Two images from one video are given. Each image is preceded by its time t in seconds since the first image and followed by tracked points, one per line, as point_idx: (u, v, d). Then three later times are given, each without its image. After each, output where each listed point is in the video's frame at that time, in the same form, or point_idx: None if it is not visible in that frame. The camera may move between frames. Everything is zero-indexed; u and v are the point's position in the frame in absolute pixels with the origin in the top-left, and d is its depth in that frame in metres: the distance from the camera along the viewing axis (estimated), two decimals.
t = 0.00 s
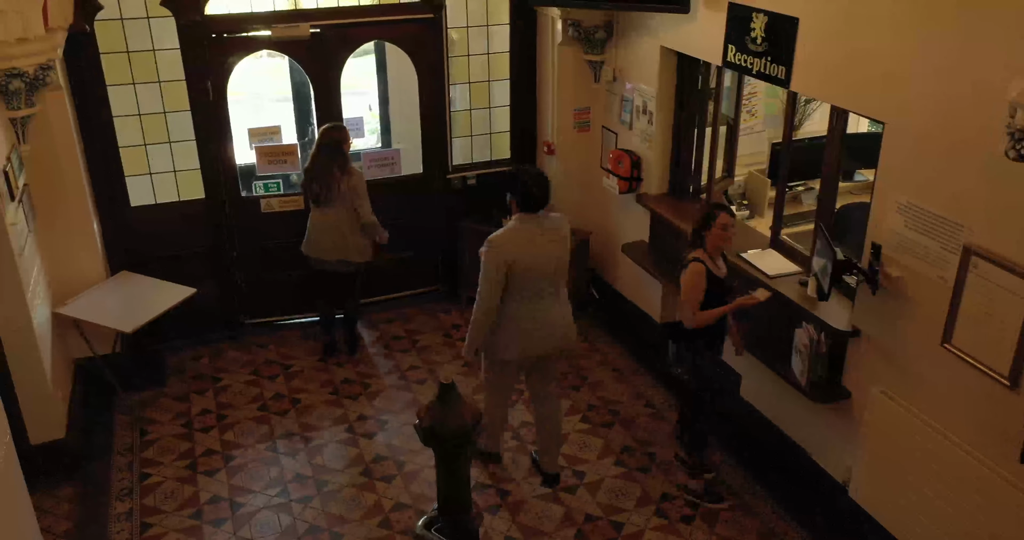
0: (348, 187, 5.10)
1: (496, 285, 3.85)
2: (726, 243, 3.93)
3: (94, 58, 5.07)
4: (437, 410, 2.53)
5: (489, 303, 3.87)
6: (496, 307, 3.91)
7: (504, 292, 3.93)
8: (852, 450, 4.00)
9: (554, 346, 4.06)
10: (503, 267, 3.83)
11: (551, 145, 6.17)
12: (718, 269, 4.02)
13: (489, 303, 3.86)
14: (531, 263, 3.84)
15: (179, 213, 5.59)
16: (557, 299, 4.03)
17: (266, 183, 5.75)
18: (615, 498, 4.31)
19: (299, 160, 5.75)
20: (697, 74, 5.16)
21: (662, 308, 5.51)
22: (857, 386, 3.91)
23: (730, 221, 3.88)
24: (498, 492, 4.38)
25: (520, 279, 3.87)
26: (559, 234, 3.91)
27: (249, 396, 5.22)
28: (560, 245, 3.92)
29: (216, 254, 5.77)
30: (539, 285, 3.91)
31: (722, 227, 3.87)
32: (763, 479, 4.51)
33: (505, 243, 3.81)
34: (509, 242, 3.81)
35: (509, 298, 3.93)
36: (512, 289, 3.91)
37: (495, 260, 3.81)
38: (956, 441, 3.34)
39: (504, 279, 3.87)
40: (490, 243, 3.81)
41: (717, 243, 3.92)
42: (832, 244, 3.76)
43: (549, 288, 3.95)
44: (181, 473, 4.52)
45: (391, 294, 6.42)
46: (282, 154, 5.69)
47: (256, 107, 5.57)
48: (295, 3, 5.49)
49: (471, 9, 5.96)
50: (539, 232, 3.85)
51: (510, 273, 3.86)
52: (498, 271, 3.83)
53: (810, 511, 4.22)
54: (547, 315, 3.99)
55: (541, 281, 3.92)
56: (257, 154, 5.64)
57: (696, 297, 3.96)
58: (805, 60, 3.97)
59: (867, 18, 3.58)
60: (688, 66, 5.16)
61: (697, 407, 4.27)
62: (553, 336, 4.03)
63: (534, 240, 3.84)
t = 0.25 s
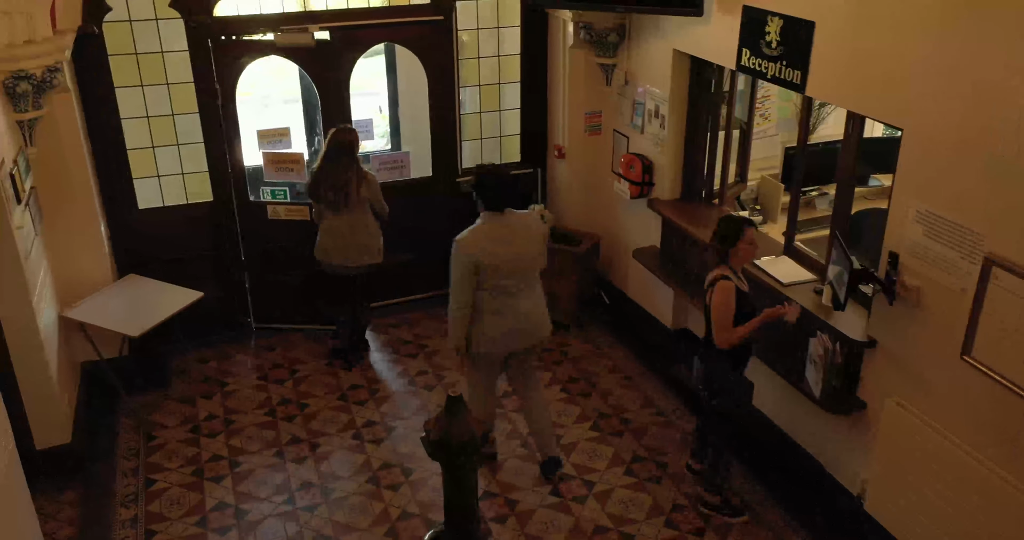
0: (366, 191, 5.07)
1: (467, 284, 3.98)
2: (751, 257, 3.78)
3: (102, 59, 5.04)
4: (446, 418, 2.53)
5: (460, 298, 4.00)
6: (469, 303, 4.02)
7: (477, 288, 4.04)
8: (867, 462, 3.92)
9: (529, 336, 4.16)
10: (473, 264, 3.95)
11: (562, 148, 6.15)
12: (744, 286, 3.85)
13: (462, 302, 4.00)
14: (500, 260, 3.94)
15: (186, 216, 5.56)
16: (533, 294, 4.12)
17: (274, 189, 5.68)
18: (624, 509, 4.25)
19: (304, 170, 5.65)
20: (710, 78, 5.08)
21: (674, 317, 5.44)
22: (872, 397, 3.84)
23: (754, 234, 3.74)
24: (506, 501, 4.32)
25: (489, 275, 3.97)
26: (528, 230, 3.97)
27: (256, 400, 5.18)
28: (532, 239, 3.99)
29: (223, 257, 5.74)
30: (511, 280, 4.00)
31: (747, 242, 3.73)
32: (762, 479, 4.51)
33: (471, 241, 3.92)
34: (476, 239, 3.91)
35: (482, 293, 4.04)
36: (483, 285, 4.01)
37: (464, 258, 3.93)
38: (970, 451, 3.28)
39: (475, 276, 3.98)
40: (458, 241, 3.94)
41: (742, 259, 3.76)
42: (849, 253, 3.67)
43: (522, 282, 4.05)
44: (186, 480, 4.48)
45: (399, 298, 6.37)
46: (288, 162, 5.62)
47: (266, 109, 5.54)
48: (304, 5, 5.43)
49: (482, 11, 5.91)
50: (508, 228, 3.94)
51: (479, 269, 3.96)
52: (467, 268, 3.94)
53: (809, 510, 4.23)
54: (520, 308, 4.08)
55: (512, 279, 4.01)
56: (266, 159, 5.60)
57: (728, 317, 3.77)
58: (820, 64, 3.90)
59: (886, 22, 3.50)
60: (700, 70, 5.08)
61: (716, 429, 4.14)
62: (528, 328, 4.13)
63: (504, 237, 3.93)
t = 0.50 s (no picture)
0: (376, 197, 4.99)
1: (439, 275, 4.14)
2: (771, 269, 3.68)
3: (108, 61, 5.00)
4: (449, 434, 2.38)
5: (433, 292, 4.19)
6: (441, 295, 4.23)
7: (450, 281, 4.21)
8: (884, 477, 3.82)
9: (504, 328, 4.32)
10: (446, 260, 4.11)
11: (572, 152, 6.05)
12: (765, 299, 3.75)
13: (433, 291, 4.18)
14: (471, 257, 4.10)
15: (192, 219, 5.51)
16: (507, 288, 4.27)
17: (276, 198, 5.51)
18: (634, 521, 4.17)
19: (300, 180, 5.45)
20: (723, 81, 5.00)
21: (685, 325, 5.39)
22: (890, 410, 3.74)
23: (774, 245, 3.63)
24: (514, 513, 4.24)
25: (462, 271, 4.14)
26: (505, 227, 4.13)
27: (261, 406, 5.12)
28: (506, 236, 4.13)
29: (230, 261, 5.69)
30: (483, 275, 4.17)
31: (766, 253, 3.62)
32: (762, 478, 4.49)
33: (444, 239, 4.07)
34: (450, 237, 4.07)
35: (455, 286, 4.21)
36: (456, 280, 4.18)
37: (437, 254, 4.10)
38: (988, 467, 3.19)
39: (448, 272, 4.15)
40: (432, 239, 4.11)
41: (762, 270, 3.66)
42: (866, 262, 3.60)
43: (496, 277, 4.21)
44: (190, 487, 4.43)
45: (408, 302, 6.31)
46: (286, 173, 5.42)
47: (275, 109, 5.41)
48: (313, 6, 5.36)
49: (492, 13, 5.84)
50: (482, 225, 4.08)
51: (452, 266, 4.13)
52: (440, 264, 4.11)
53: (807, 506, 4.23)
54: (493, 301, 4.24)
55: (484, 273, 4.16)
56: (269, 164, 5.45)
57: (749, 331, 3.66)
58: (838, 69, 3.80)
59: (906, 27, 3.40)
60: (713, 73, 5.00)
61: (733, 446, 4.03)
62: (502, 321, 4.29)
63: (476, 234, 4.08)
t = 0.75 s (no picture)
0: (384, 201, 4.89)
1: (427, 275, 4.00)
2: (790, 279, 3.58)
3: (111, 62, 4.93)
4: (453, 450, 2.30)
5: (418, 291, 4.05)
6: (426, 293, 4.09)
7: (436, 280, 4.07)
8: (902, 493, 3.71)
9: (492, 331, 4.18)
10: (431, 260, 3.97)
11: (582, 155, 5.96)
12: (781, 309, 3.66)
13: (418, 290, 4.04)
14: (458, 256, 3.95)
15: (197, 222, 5.45)
16: (494, 289, 4.12)
17: (274, 205, 5.29)
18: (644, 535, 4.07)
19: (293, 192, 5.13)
20: (736, 84, 4.90)
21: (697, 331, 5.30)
22: (908, 425, 3.64)
23: (794, 254, 3.53)
24: (520, 525, 4.15)
25: (448, 271, 4.00)
26: (493, 226, 3.99)
27: (265, 413, 5.04)
28: (494, 237, 3.99)
29: (234, 265, 5.62)
30: (470, 275, 4.03)
31: (786, 262, 3.53)
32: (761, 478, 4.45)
33: (430, 237, 3.92)
34: (436, 235, 3.92)
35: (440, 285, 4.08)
36: (441, 279, 4.04)
37: (422, 253, 3.95)
38: (1012, 486, 3.08)
39: (434, 270, 4.02)
40: (418, 237, 3.95)
41: (780, 280, 3.57)
42: (884, 271, 3.50)
43: (484, 278, 4.06)
44: (191, 496, 4.36)
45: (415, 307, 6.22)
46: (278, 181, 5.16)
47: (280, 111, 5.28)
48: (320, 7, 5.30)
49: (501, 13, 5.76)
50: (470, 224, 3.94)
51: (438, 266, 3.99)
52: (426, 263, 3.97)
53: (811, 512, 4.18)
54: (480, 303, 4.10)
55: (473, 272, 4.02)
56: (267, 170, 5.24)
57: (764, 342, 3.56)
58: (856, 73, 3.70)
59: (928, 30, 3.30)
60: (727, 76, 4.90)
61: (745, 459, 3.93)
62: (489, 323, 4.15)
63: (463, 232, 3.93)
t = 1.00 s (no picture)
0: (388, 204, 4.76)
1: (419, 261, 3.99)
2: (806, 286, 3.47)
3: (114, 63, 4.86)
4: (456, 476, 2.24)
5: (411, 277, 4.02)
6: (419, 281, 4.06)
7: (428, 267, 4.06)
8: (923, 511, 3.59)
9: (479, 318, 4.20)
10: (426, 245, 3.96)
11: (592, 158, 5.85)
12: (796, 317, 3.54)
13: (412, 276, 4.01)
14: (452, 241, 3.96)
15: (200, 225, 5.37)
16: (482, 276, 4.14)
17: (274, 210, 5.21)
18: None
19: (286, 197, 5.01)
20: (751, 86, 4.77)
21: (709, 339, 5.27)
22: (930, 441, 3.51)
23: (811, 261, 3.41)
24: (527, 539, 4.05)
25: (442, 256, 3.99)
26: (482, 213, 4.02)
27: (268, 420, 4.96)
28: (482, 222, 4.02)
29: (238, 269, 5.54)
30: (462, 261, 4.03)
31: (803, 269, 3.41)
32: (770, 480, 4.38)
33: (426, 222, 3.91)
34: (431, 220, 3.91)
35: (431, 271, 4.06)
36: (435, 265, 4.03)
37: (417, 238, 3.93)
38: None
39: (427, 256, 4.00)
40: (412, 222, 3.93)
41: (796, 288, 3.45)
42: (904, 282, 3.35)
43: (473, 265, 4.08)
44: (191, 506, 4.27)
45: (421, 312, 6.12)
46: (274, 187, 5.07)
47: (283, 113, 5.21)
48: (326, 7, 5.17)
49: (510, 14, 5.65)
50: (461, 210, 3.96)
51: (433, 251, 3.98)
52: (421, 248, 3.95)
53: (830, 528, 4.04)
54: (469, 289, 4.11)
55: (465, 258, 4.03)
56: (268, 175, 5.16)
57: (782, 351, 3.44)
58: (876, 77, 3.58)
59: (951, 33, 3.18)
60: (741, 78, 4.79)
61: (760, 474, 3.82)
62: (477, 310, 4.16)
63: (455, 218, 3.94)
